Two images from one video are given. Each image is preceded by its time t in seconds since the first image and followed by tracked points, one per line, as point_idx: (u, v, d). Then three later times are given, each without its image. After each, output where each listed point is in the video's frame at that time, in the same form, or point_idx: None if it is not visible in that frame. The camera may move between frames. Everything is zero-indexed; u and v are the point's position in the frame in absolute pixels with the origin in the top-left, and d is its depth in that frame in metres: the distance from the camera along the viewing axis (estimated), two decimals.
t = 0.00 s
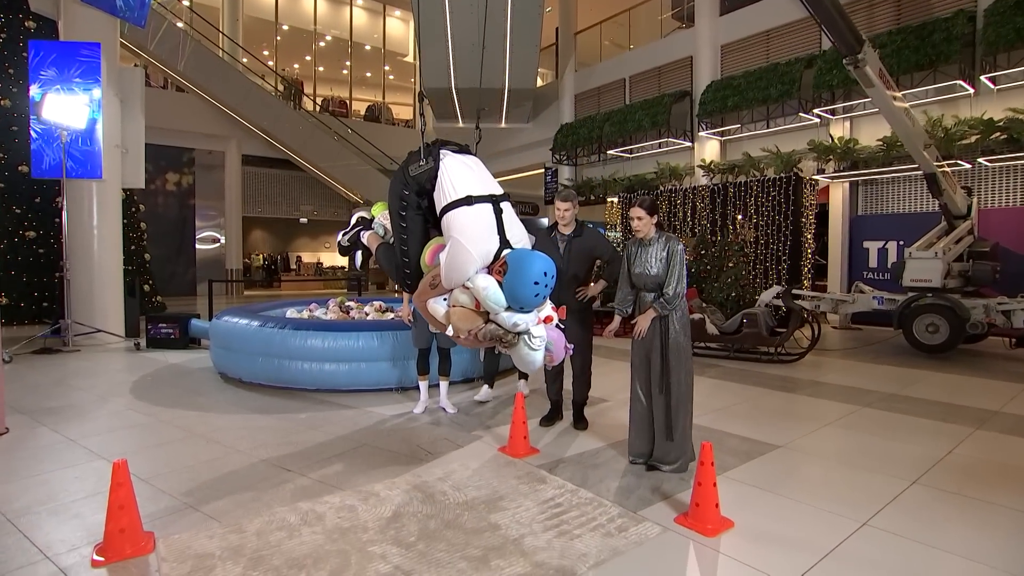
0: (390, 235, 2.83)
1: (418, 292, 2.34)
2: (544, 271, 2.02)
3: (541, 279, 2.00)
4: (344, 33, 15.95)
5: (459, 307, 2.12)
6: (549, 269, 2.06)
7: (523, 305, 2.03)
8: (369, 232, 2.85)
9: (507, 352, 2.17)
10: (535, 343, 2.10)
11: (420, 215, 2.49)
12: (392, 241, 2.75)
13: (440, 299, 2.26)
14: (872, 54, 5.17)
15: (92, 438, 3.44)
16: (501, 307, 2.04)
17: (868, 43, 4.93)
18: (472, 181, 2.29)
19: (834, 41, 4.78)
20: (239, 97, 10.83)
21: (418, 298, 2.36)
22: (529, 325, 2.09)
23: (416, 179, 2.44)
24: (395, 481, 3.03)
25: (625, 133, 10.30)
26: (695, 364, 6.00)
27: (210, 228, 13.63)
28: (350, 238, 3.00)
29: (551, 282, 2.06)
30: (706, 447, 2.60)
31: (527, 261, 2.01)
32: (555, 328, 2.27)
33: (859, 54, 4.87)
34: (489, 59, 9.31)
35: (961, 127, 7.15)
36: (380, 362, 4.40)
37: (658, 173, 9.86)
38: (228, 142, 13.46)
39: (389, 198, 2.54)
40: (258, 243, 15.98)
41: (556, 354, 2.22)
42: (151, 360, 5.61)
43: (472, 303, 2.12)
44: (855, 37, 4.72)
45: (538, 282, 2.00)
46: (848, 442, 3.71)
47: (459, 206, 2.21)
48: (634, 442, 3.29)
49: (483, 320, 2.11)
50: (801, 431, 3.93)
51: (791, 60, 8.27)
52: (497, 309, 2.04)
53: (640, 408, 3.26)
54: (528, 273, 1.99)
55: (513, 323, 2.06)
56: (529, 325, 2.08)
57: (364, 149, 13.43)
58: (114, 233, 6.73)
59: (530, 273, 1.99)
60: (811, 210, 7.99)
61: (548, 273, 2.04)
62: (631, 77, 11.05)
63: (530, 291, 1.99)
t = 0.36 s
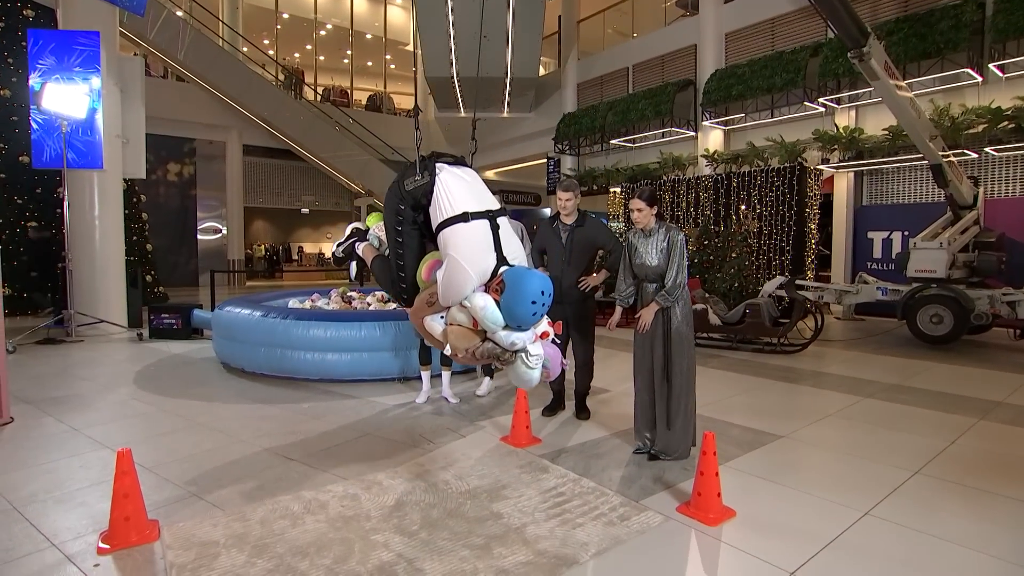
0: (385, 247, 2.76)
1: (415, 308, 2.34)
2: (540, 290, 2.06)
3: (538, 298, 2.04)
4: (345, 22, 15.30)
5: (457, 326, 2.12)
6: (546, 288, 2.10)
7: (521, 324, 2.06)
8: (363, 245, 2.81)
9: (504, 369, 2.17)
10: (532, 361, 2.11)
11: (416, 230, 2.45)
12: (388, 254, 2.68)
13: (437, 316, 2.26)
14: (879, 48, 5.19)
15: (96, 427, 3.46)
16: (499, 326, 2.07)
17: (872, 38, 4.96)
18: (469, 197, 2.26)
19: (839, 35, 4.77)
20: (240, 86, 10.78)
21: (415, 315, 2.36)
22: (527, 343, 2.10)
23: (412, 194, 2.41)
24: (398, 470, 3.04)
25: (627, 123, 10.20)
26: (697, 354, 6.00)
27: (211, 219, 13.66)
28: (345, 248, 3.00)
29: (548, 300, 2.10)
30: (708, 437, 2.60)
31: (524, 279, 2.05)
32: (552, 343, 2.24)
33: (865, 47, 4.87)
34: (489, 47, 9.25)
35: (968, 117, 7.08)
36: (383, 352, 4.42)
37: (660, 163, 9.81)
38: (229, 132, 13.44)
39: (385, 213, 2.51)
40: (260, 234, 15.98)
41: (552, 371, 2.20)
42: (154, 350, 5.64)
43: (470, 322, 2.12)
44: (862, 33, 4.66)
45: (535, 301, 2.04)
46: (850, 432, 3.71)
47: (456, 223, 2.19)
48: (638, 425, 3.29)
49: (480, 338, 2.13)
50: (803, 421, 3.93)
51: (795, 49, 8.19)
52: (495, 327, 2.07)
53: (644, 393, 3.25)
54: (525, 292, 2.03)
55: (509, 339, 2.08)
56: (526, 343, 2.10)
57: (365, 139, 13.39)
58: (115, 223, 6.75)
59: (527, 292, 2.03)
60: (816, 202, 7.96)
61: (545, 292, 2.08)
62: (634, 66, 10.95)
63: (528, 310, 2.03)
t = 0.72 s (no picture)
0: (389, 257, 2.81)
1: (419, 320, 2.32)
2: (548, 299, 2.03)
3: (546, 307, 2.02)
4: (346, 13, 15.30)
5: (464, 337, 2.12)
6: (554, 297, 2.07)
7: (529, 333, 2.04)
8: (366, 254, 2.84)
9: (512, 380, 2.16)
10: (540, 371, 2.09)
11: (421, 239, 2.41)
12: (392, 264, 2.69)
13: (444, 327, 2.26)
14: (886, 41, 5.10)
15: (102, 419, 3.48)
16: (507, 336, 2.05)
17: (880, 31, 4.88)
18: (475, 208, 2.27)
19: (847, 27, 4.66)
20: (243, 78, 10.75)
21: (421, 326, 2.35)
22: (534, 352, 2.09)
23: (418, 204, 2.35)
24: (403, 462, 3.05)
25: (632, 114, 10.11)
26: (701, 347, 5.99)
27: (215, 211, 13.67)
28: (347, 258, 3.04)
29: (556, 309, 2.07)
30: (713, 429, 2.60)
31: (531, 290, 2.03)
32: (558, 351, 2.25)
33: (873, 40, 4.79)
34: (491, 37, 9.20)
35: (978, 107, 7.00)
36: (387, 345, 4.43)
37: (665, 155, 9.75)
38: (232, 124, 13.44)
39: (388, 222, 2.44)
40: (264, 226, 16.00)
41: (559, 377, 2.24)
42: (158, 342, 5.67)
43: (477, 333, 2.12)
44: (869, 25, 4.62)
45: (543, 310, 2.01)
46: (856, 425, 3.70)
47: (463, 233, 2.20)
48: (642, 416, 3.27)
49: (489, 348, 2.12)
50: (808, 414, 3.92)
51: (802, 39, 8.10)
52: (503, 338, 2.05)
53: (648, 384, 3.24)
54: (533, 303, 2.00)
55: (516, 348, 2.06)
56: (533, 353, 2.08)
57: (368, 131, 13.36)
58: (119, 216, 6.77)
59: (534, 301, 2.01)
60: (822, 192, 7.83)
61: (553, 301, 2.05)
62: (640, 56, 10.86)
63: (535, 319, 2.01)
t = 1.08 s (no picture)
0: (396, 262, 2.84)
1: (433, 326, 2.33)
2: (563, 300, 2.01)
3: (560, 308, 2.00)
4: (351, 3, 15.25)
5: (478, 343, 2.10)
6: (568, 298, 2.05)
7: (545, 335, 2.02)
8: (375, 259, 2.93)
9: (528, 384, 2.13)
10: (554, 375, 2.07)
11: (432, 245, 2.43)
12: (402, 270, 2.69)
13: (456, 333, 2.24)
14: (898, 35, 5.08)
15: (110, 409, 3.51)
16: (522, 341, 2.03)
17: (891, 24, 4.85)
18: (487, 212, 2.26)
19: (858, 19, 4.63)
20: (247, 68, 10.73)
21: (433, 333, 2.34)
22: (549, 356, 2.07)
23: (428, 210, 2.35)
24: (409, 453, 3.06)
25: (638, 105, 10.03)
26: (707, 339, 5.97)
27: (219, 204, 13.71)
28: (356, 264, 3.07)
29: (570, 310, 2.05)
30: (719, 421, 2.59)
31: (544, 292, 2.01)
32: (572, 355, 2.21)
33: (884, 33, 4.75)
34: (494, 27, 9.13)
35: (990, 97, 6.90)
36: (392, 336, 4.44)
37: (672, 146, 9.68)
38: (237, 115, 13.42)
39: (398, 229, 2.45)
40: (269, 218, 16.03)
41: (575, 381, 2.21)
42: (165, 334, 5.70)
43: (491, 338, 2.10)
44: (880, 16, 4.57)
45: (558, 311, 1.99)
46: (863, 418, 3.68)
47: (475, 239, 2.20)
48: (648, 409, 3.25)
49: (503, 354, 2.11)
50: (815, 406, 3.91)
51: (812, 28, 8.00)
52: (518, 343, 2.04)
53: (655, 376, 3.21)
54: (547, 304, 1.99)
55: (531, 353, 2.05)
56: (548, 357, 2.06)
57: (372, 122, 13.34)
58: (125, 208, 6.80)
59: (549, 303, 1.99)
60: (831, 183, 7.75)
61: (567, 303, 2.03)
62: (646, 46, 10.76)
63: (551, 321, 1.99)
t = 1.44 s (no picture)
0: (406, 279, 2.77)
1: (441, 344, 2.30)
2: (572, 318, 2.01)
3: (570, 327, 2.00)
4: None
5: (487, 364, 2.10)
6: (577, 316, 2.06)
7: (554, 354, 2.01)
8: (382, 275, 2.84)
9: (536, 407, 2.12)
10: (562, 398, 2.06)
11: (441, 263, 2.38)
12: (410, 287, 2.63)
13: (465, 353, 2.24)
14: (907, 30, 5.06)
15: (113, 401, 3.52)
16: (530, 363, 2.03)
17: (900, 20, 4.84)
18: (497, 230, 2.22)
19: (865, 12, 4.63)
20: (248, 59, 10.69)
21: (442, 352, 2.33)
22: (557, 379, 2.06)
23: (436, 227, 2.31)
24: (410, 445, 3.06)
25: (642, 96, 9.97)
26: (710, 332, 5.95)
27: (221, 197, 14.12)
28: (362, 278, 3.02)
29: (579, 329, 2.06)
30: (723, 414, 2.58)
31: (554, 311, 2.01)
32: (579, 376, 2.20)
33: (892, 28, 4.74)
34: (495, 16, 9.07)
35: (998, 87, 6.83)
36: (394, 329, 4.44)
37: (675, 137, 9.62)
38: (238, 106, 13.39)
39: (406, 246, 2.42)
40: (271, 210, 16.02)
41: (582, 403, 2.17)
42: (167, 326, 5.72)
43: (500, 360, 2.09)
44: (887, 10, 4.52)
45: (568, 330, 1.99)
46: (867, 411, 3.67)
47: (483, 259, 2.16)
48: (650, 402, 3.26)
49: (510, 376, 2.10)
50: (818, 399, 3.90)
51: (818, 17, 7.92)
52: (527, 364, 2.03)
53: (656, 369, 3.21)
54: (557, 322, 1.98)
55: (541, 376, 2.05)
56: (556, 380, 2.05)
57: (374, 114, 13.30)
58: (126, 200, 6.80)
59: (559, 322, 1.99)
60: (835, 176, 7.72)
61: (576, 321, 2.03)
62: (650, 36, 10.66)
63: (560, 340, 1.98)
